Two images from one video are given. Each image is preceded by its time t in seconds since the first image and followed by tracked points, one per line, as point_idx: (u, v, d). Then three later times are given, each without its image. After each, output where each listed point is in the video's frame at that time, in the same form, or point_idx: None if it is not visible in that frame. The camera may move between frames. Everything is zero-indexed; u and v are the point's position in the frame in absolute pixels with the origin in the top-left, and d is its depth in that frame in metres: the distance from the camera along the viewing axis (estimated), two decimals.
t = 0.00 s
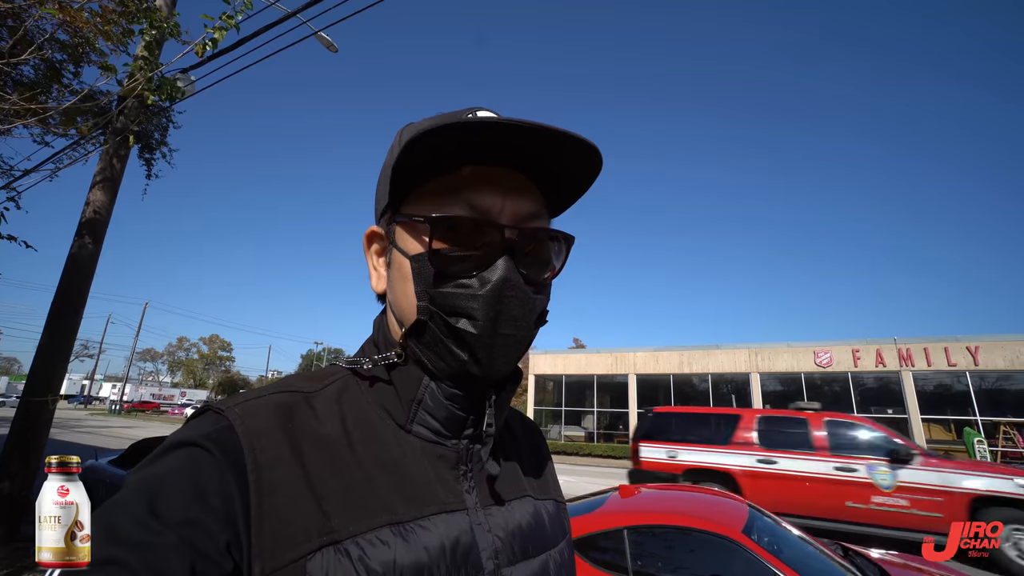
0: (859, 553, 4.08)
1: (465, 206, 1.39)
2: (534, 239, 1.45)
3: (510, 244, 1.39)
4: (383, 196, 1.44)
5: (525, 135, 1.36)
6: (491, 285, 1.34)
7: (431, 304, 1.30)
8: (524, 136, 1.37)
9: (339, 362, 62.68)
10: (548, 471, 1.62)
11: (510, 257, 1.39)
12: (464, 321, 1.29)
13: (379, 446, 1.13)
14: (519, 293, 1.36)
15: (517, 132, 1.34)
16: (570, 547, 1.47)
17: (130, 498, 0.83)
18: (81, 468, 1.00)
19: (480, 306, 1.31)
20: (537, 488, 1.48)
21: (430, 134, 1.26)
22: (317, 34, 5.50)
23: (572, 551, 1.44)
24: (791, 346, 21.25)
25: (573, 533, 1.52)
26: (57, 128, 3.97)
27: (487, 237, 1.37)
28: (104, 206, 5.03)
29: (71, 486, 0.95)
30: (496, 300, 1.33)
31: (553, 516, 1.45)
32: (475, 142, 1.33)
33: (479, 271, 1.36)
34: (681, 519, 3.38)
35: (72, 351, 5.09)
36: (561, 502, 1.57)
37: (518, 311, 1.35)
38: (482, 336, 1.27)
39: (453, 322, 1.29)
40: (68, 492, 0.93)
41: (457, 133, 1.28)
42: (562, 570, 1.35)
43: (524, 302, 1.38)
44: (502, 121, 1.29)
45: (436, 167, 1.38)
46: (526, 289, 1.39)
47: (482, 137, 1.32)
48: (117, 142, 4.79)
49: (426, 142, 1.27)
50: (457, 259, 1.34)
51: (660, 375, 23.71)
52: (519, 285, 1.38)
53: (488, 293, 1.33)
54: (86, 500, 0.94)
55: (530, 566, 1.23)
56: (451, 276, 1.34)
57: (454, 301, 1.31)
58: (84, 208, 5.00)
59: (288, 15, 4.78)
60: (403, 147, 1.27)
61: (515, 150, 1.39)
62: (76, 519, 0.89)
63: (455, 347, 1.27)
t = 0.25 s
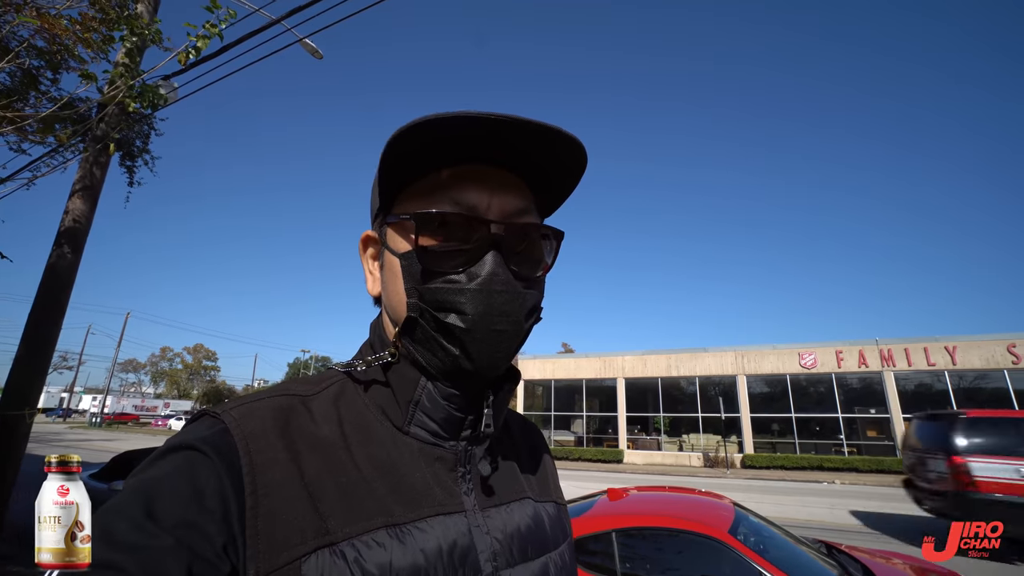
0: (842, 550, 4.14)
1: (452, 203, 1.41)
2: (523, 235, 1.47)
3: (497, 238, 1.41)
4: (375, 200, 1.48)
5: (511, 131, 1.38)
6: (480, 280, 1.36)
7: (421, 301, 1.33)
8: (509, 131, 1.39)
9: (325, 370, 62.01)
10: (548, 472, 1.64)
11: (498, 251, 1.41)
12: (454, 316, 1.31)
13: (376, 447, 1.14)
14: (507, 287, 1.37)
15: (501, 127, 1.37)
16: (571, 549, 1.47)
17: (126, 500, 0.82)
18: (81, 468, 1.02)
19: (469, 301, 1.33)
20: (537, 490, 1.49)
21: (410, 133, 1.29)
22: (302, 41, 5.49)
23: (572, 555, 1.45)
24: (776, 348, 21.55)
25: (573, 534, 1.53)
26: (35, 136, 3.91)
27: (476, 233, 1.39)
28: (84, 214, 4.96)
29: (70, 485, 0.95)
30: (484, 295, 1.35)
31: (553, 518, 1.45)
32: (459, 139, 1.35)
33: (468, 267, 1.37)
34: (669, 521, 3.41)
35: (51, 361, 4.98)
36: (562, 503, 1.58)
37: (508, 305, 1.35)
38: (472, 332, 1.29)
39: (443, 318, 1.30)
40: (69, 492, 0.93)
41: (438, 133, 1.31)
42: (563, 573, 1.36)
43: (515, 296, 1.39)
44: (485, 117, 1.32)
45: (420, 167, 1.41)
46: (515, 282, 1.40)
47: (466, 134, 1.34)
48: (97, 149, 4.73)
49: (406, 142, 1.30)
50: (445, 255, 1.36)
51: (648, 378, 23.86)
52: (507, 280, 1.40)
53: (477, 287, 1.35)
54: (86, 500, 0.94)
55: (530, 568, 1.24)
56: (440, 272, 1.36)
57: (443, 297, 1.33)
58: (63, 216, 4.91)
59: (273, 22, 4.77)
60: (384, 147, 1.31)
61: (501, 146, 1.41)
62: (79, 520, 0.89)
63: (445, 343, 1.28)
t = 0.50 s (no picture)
0: (836, 547, 4.16)
1: (459, 206, 1.41)
2: (528, 238, 1.48)
3: (504, 241, 1.41)
4: (378, 199, 1.47)
5: (519, 132, 1.39)
6: (486, 284, 1.36)
7: (427, 304, 1.33)
8: (519, 132, 1.40)
9: (322, 368, 61.95)
10: (549, 472, 1.65)
11: (505, 255, 1.41)
12: (460, 320, 1.31)
13: (377, 447, 1.15)
14: (513, 290, 1.38)
15: (511, 129, 1.37)
16: (571, 549, 1.48)
17: (125, 501, 0.82)
18: None
19: (476, 305, 1.33)
20: (538, 491, 1.50)
21: (417, 134, 1.29)
22: (297, 38, 5.47)
23: (573, 555, 1.45)
24: (771, 345, 21.67)
25: (574, 533, 1.54)
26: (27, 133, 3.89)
27: (480, 235, 1.39)
28: (77, 212, 4.92)
29: None
30: (491, 298, 1.35)
31: (554, 518, 1.46)
32: (468, 139, 1.35)
33: (475, 270, 1.38)
34: (664, 518, 3.44)
35: (44, 360, 4.96)
36: (562, 504, 1.59)
37: (515, 309, 1.36)
38: (478, 335, 1.29)
39: (449, 321, 1.31)
40: None
41: (446, 134, 1.32)
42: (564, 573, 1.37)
43: (520, 300, 1.40)
44: (496, 118, 1.32)
45: (426, 169, 1.41)
46: (523, 288, 1.42)
47: (477, 134, 1.35)
48: (89, 147, 4.70)
49: (416, 142, 1.30)
50: (451, 258, 1.36)
51: (644, 376, 23.94)
52: (514, 283, 1.40)
53: (484, 291, 1.35)
54: None
55: (530, 568, 1.24)
56: (447, 276, 1.36)
57: (450, 301, 1.32)
58: (55, 215, 4.88)
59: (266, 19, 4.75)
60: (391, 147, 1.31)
61: (509, 146, 1.42)
62: None
63: (450, 345, 1.29)
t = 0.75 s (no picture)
0: (838, 543, 4.17)
1: (465, 205, 1.41)
2: (534, 237, 1.48)
3: (511, 242, 1.41)
4: (382, 197, 1.47)
5: (529, 133, 1.39)
6: (492, 284, 1.36)
7: (431, 302, 1.33)
8: (526, 133, 1.39)
9: (324, 363, 62.19)
10: (552, 471, 1.65)
11: (511, 255, 1.41)
12: (466, 318, 1.31)
13: (379, 446, 1.15)
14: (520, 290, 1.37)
15: (520, 130, 1.37)
16: (574, 547, 1.49)
17: (128, 500, 0.83)
18: None
19: (483, 304, 1.33)
20: (540, 489, 1.51)
21: (425, 135, 1.28)
22: (298, 34, 5.46)
23: (575, 554, 1.46)
24: (773, 342, 21.65)
25: (577, 532, 1.54)
26: (30, 130, 3.90)
27: (486, 235, 1.39)
28: (80, 208, 4.94)
29: None
30: (497, 298, 1.35)
31: (557, 517, 1.47)
32: (475, 139, 1.35)
33: (481, 270, 1.38)
34: (666, 514, 3.45)
35: (48, 356, 4.99)
36: (564, 502, 1.60)
37: (521, 310, 1.36)
38: (484, 334, 1.29)
39: (454, 320, 1.31)
40: None
41: (452, 134, 1.31)
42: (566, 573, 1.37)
43: (526, 300, 1.40)
44: (505, 119, 1.32)
45: (433, 168, 1.41)
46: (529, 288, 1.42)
47: (487, 134, 1.34)
48: (91, 143, 4.71)
49: (423, 143, 1.30)
50: (457, 258, 1.36)
51: (646, 372, 23.95)
52: (520, 284, 1.40)
53: (491, 290, 1.35)
54: None
55: (532, 568, 1.25)
56: (453, 275, 1.36)
57: (455, 300, 1.32)
58: (58, 211, 4.89)
59: (267, 14, 4.74)
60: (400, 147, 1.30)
61: (517, 147, 1.42)
62: None
63: (455, 345, 1.29)
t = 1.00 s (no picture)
0: (839, 541, 4.17)
1: (471, 205, 1.40)
2: (539, 237, 1.47)
3: (516, 241, 1.41)
4: (386, 196, 1.47)
5: (536, 133, 1.39)
6: (496, 284, 1.36)
7: (434, 302, 1.33)
8: (533, 133, 1.39)
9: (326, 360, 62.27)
10: (552, 471, 1.65)
11: (516, 255, 1.41)
12: (471, 318, 1.31)
13: (379, 445, 1.15)
14: (524, 291, 1.37)
15: (526, 130, 1.36)
16: (574, 547, 1.49)
17: (129, 498, 0.83)
18: None
19: (488, 304, 1.33)
20: (541, 489, 1.51)
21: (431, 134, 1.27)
22: (300, 31, 5.45)
23: (575, 554, 1.46)
24: (774, 340, 21.64)
25: (577, 532, 1.54)
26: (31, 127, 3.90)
27: (492, 235, 1.39)
28: (82, 205, 4.94)
29: None
30: (500, 298, 1.35)
31: (558, 518, 1.47)
32: (480, 139, 1.35)
33: (486, 270, 1.37)
34: (667, 512, 3.45)
35: (51, 353, 5.00)
36: (565, 502, 1.60)
37: (524, 310, 1.36)
38: (487, 334, 1.29)
39: (458, 320, 1.31)
40: None
41: (457, 134, 1.30)
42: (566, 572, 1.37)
43: (530, 300, 1.40)
44: (511, 119, 1.31)
45: (438, 166, 1.40)
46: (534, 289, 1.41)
47: (494, 134, 1.34)
48: (93, 140, 4.71)
49: (430, 142, 1.29)
50: (462, 257, 1.36)
51: (647, 370, 23.95)
52: (524, 284, 1.40)
53: (496, 290, 1.35)
54: None
55: (532, 568, 1.25)
56: (458, 275, 1.36)
57: (459, 299, 1.32)
58: (60, 208, 4.89)
59: (269, 11, 4.73)
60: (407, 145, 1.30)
61: (523, 148, 1.41)
62: None
63: (458, 344, 1.29)
